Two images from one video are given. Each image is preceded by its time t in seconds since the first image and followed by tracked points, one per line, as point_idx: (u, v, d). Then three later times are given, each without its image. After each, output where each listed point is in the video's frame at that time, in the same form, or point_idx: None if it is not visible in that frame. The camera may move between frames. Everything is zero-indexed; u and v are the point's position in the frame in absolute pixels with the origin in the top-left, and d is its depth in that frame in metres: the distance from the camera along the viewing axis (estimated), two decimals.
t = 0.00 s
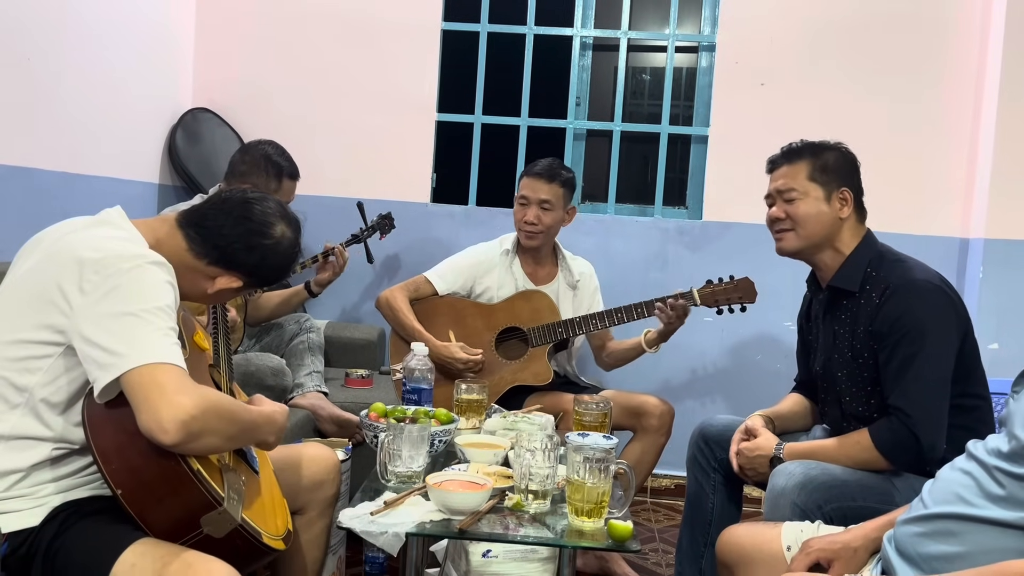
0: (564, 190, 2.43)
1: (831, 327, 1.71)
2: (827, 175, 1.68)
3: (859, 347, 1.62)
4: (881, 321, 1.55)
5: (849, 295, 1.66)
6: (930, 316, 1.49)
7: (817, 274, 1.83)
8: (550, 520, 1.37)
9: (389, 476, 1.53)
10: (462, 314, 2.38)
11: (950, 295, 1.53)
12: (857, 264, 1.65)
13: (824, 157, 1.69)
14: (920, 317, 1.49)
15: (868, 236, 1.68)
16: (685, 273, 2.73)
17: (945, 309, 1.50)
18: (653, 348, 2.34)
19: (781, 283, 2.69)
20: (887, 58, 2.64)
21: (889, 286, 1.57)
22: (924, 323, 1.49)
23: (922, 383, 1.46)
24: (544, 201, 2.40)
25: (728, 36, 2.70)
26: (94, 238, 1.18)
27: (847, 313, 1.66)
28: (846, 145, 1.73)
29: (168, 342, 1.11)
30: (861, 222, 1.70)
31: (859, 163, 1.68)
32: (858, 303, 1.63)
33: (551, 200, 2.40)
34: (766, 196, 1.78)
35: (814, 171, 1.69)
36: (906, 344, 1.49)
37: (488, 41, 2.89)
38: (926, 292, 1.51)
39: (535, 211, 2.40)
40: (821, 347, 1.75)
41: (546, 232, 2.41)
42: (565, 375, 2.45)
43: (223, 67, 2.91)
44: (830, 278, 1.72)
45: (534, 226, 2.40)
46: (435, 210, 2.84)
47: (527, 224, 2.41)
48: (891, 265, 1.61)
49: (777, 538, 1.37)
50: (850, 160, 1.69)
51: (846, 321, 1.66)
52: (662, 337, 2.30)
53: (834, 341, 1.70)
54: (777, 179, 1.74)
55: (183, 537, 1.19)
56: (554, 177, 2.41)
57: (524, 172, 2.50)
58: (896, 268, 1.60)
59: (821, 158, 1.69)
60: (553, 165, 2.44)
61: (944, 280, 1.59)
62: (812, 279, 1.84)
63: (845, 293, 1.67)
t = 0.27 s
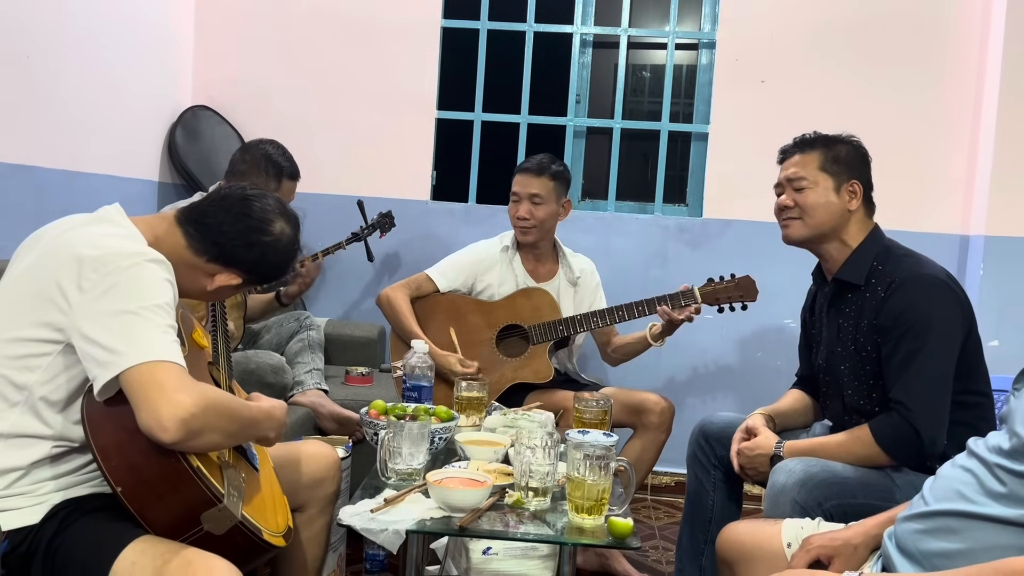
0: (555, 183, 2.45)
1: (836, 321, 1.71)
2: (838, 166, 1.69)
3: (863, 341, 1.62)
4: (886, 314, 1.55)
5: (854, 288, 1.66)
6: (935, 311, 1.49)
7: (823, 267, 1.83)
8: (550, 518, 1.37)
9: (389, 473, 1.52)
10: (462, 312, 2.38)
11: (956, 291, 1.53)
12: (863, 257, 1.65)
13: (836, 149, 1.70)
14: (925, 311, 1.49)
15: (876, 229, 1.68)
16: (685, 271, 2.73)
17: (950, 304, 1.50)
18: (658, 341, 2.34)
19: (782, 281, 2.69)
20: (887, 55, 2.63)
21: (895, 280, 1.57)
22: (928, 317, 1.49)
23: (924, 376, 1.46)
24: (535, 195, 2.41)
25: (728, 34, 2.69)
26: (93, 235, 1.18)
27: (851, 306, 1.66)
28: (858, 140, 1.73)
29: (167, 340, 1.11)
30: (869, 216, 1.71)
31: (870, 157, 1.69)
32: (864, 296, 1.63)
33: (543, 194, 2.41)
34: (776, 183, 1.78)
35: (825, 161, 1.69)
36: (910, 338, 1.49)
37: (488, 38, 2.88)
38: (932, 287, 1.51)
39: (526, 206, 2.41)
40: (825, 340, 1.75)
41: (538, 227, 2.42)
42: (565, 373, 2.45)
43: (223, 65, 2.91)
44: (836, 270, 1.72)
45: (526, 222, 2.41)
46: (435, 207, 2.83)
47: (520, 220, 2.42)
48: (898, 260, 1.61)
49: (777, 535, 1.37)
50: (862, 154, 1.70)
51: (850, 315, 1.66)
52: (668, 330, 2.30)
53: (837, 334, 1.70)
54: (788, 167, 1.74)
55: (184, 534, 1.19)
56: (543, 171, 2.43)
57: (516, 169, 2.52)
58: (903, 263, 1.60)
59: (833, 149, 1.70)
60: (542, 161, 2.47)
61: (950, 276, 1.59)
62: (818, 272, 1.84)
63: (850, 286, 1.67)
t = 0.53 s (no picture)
0: (553, 180, 2.44)
1: (841, 314, 1.71)
2: (848, 159, 1.68)
3: (867, 335, 1.62)
4: (891, 308, 1.55)
5: (860, 282, 1.66)
6: (939, 306, 1.49)
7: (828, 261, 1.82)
8: (550, 515, 1.37)
9: (389, 470, 1.53)
10: (461, 309, 2.38)
11: (961, 286, 1.52)
12: (870, 251, 1.65)
13: (847, 143, 1.70)
14: (930, 307, 1.49)
15: (884, 224, 1.68)
16: (685, 268, 2.73)
17: (954, 300, 1.49)
18: (657, 339, 2.31)
19: (782, 278, 2.69)
20: (887, 52, 2.63)
21: (901, 275, 1.57)
22: (932, 313, 1.48)
23: (927, 371, 1.46)
24: (533, 192, 2.41)
25: (728, 31, 2.69)
26: (92, 233, 1.17)
27: (856, 301, 1.66)
28: (869, 135, 1.73)
29: (166, 338, 1.11)
30: (877, 211, 1.70)
31: (881, 152, 1.69)
32: (870, 290, 1.63)
33: (541, 191, 2.41)
34: (786, 175, 1.78)
35: (836, 154, 1.69)
36: (913, 333, 1.49)
37: (488, 36, 2.88)
38: (937, 282, 1.51)
39: (525, 203, 2.41)
40: (829, 334, 1.76)
41: (537, 225, 2.42)
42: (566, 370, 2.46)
43: (222, 63, 2.90)
44: (843, 263, 1.72)
45: (525, 219, 2.41)
46: (435, 205, 2.83)
47: (519, 217, 2.41)
48: (904, 255, 1.61)
49: (777, 532, 1.37)
50: (872, 148, 1.69)
51: (855, 309, 1.67)
52: (666, 330, 2.28)
53: (842, 329, 1.70)
54: (799, 159, 1.74)
55: (184, 531, 1.19)
56: (542, 168, 2.43)
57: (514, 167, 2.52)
58: (909, 257, 1.59)
59: (844, 142, 1.70)
60: (541, 158, 2.46)
61: (955, 272, 1.59)
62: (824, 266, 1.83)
63: (856, 281, 1.67)
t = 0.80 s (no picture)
0: (552, 178, 2.44)
1: (845, 310, 1.71)
2: (856, 154, 1.68)
3: (870, 330, 1.63)
4: (894, 304, 1.55)
5: (864, 278, 1.66)
6: (942, 303, 1.49)
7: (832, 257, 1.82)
8: (550, 513, 1.37)
9: (390, 468, 1.53)
10: (462, 307, 2.38)
11: (965, 284, 1.52)
12: (876, 247, 1.65)
13: (855, 138, 1.70)
14: (933, 304, 1.49)
15: (890, 222, 1.68)
16: (685, 266, 2.73)
17: (958, 297, 1.49)
18: (661, 337, 2.34)
19: (782, 276, 2.69)
20: (888, 50, 2.63)
21: (906, 271, 1.57)
22: (935, 309, 1.48)
23: (928, 367, 1.46)
24: (532, 190, 2.41)
25: (729, 29, 2.69)
26: (93, 232, 1.18)
27: (860, 296, 1.67)
28: (877, 132, 1.73)
29: (167, 337, 1.11)
30: (883, 208, 1.71)
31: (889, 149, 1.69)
32: (874, 286, 1.64)
33: (540, 189, 2.41)
34: (792, 169, 1.78)
35: (844, 149, 1.69)
36: (916, 328, 1.49)
37: (488, 34, 2.87)
38: (941, 279, 1.51)
39: (524, 201, 2.41)
40: (833, 329, 1.76)
41: (536, 223, 2.42)
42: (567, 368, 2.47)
43: (222, 61, 2.90)
44: (847, 259, 1.72)
45: (524, 217, 2.41)
46: (435, 203, 2.83)
47: (519, 216, 2.41)
48: (910, 251, 1.60)
49: (777, 530, 1.37)
50: (880, 145, 1.69)
51: (859, 305, 1.67)
52: (671, 326, 2.29)
53: (846, 324, 1.71)
54: (806, 153, 1.74)
55: (185, 529, 1.19)
56: (540, 166, 2.43)
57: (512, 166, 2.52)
58: (914, 254, 1.59)
59: (852, 138, 1.70)
60: (539, 156, 2.46)
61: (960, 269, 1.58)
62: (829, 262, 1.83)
63: (861, 276, 1.67)
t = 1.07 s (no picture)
0: (552, 175, 2.44)
1: (848, 307, 1.72)
2: (860, 151, 1.68)
3: (872, 327, 1.63)
4: (897, 301, 1.55)
5: (868, 275, 1.67)
6: (946, 301, 1.48)
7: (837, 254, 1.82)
8: (551, 511, 1.37)
9: (390, 467, 1.53)
10: (462, 306, 2.38)
11: (968, 282, 1.52)
12: (879, 244, 1.65)
13: (860, 136, 1.70)
14: (936, 301, 1.49)
15: (894, 220, 1.68)
16: (686, 264, 2.72)
17: (961, 295, 1.49)
18: (661, 336, 2.33)
19: (782, 274, 2.69)
20: (888, 48, 2.63)
21: (909, 268, 1.57)
22: (938, 307, 1.48)
23: (930, 364, 1.46)
24: (532, 188, 2.41)
25: (729, 27, 2.68)
26: (93, 230, 1.17)
27: (863, 293, 1.67)
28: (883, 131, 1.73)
29: (167, 335, 1.11)
30: (887, 206, 1.70)
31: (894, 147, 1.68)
32: (877, 283, 1.64)
33: (540, 187, 2.41)
34: (798, 165, 1.78)
35: (849, 146, 1.69)
36: (918, 326, 1.49)
37: (488, 32, 2.87)
38: (944, 277, 1.51)
39: (525, 199, 2.41)
40: (835, 326, 1.76)
41: (537, 220, 2.42)
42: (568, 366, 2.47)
43: (222, 59, 2.90)
44: (851, 256, 1.72)
45: (525, 214, 2.41)
46: (435, 201, 2.83)
47: (519, 213, 2.41)
48: (913, 249, 1.60)
49: (777, 528, 1.37)
50: (886, 143, 1.69)
51: (861, 301, 1.67)
52: (672, 325, 2.29)
53: (848, 321, 1.71)
54: (812, 150, 1.74)
55: (186, 527, 1.19)
56: (540, 164, 2.43)
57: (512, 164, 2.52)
58: (918, 252, 1.59)
59: (858, 135, 1.70)
60: (539, 154, 2.46)
61: (964, 268, 1.58)
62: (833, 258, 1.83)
63: (864, 273, 1.68)
